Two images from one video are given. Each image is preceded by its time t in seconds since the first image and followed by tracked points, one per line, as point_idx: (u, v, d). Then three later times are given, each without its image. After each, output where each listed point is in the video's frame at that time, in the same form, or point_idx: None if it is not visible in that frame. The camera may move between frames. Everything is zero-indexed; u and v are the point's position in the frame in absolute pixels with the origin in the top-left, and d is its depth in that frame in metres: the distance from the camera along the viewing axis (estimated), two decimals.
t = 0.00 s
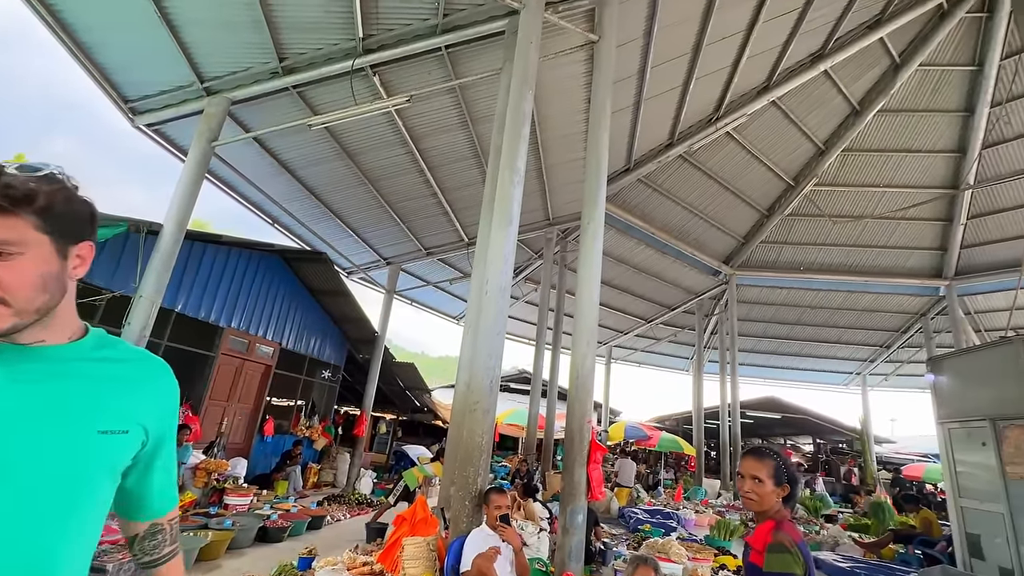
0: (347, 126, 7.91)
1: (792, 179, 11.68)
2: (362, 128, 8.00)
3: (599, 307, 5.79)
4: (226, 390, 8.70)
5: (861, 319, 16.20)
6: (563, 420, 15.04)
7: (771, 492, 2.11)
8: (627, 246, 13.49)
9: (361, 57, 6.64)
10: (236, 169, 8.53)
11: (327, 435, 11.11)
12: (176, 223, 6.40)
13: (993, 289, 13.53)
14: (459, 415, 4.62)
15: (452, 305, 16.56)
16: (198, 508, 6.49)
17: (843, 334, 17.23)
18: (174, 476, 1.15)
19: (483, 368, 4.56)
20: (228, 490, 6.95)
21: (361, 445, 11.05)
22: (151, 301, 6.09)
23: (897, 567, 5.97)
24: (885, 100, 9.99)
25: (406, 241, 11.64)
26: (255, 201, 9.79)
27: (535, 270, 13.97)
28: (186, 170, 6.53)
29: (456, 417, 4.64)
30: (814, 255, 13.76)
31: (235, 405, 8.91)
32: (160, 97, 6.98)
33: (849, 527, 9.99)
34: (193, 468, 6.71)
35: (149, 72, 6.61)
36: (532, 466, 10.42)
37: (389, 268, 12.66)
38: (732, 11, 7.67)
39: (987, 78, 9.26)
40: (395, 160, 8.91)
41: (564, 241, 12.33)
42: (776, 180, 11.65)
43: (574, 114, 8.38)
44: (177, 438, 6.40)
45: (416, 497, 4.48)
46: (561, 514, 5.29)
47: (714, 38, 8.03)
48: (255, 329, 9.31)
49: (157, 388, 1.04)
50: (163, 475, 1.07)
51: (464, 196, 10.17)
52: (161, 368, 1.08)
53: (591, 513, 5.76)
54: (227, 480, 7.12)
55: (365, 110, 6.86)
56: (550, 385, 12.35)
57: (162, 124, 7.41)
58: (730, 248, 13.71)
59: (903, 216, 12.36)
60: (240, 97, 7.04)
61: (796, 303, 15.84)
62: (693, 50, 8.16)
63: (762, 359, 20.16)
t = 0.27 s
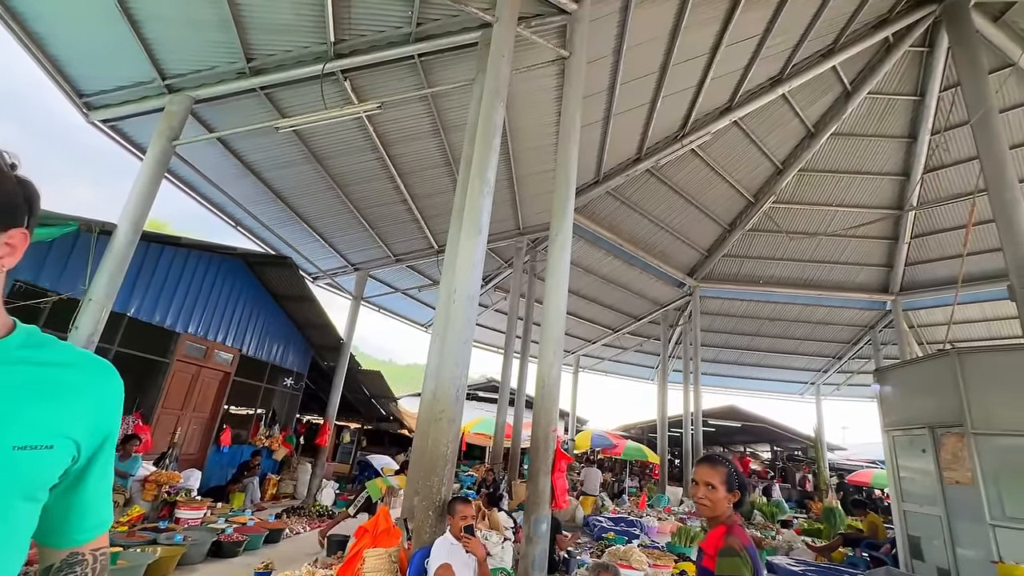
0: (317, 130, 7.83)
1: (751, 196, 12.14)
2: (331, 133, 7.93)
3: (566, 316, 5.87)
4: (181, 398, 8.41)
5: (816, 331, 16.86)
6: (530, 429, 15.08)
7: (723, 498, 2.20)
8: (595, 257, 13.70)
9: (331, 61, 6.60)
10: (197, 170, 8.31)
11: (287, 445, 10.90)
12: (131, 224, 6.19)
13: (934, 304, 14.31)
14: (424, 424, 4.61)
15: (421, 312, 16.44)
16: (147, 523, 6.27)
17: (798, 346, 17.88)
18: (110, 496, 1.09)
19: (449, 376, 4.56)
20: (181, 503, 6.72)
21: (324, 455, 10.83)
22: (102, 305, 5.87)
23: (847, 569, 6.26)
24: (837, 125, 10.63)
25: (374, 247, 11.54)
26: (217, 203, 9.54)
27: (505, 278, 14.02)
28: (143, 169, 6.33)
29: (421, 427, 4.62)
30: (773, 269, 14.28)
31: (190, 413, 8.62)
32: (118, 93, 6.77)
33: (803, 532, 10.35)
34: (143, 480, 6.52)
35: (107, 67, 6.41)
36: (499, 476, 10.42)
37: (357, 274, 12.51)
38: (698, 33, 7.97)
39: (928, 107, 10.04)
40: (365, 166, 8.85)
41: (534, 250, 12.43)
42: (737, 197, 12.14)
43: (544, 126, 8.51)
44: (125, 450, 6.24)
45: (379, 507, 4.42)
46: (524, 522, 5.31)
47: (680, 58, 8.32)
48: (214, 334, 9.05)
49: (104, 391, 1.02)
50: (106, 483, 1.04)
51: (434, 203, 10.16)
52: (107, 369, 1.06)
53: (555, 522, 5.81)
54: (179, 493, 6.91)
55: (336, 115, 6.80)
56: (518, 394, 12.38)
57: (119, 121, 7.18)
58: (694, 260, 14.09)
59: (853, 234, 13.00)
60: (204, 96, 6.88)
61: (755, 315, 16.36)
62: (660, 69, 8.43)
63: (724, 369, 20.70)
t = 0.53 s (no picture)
0: (282, 127, 7.68)
1: (712, 207, 12.54)
2: (296, 131, 7.79)
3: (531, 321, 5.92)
4: (128, 401, 8.07)
5: (770, 338, 17.52)
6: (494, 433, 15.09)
7: (673, 498, 2.28)
8: (562, 263, 13.84)
9: (297, 58, 6.49)
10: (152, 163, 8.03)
11: (242, 451, 10.65)
12: (77, 218, 5.93)
13: (878, 314, 15.07)
14: (385, 429, 4.57)
15: (386, 315, 16.24)
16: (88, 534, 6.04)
17: (754, 352, 18.51)
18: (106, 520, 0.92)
19: (412, 381, 4.54)
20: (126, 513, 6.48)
21: (281, 461, 10.57)
22: (42, 303, 5.60)
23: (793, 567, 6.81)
24: (791, 141, 11.15)
25: (339, 248, 11.36)
26: (172, 198, 9.22)
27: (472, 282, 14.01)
28: (92, 160, 6.08)
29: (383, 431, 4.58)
30: (731, 278, 14.77)
31: (138, 418, 8.28)
32: (66, 79, 6.49)
33: (756, 531, 10.72)
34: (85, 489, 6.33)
35: (55, 52, 6.15)
36: (461, 480, 10.39)
37: (320, 275, 12.28)
38: (663, 48, 8.22)
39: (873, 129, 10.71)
40: (331, 165, 8.73)
41: (502, 255, 12.47)
42: (698, 207, 12.51)
43: (513, 132, 8.59)
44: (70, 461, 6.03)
45: (337, 513, 4.36)
46: (485, 527, 5.33)
47: (646, 71, 8.55)
48: (165, 335, 8.74)
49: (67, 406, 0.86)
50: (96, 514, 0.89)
51: (402, 205, 10.09)
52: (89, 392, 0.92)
53: (516, 526, 5.84)
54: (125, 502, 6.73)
55: (301, 113, 6.69)
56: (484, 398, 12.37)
57: (67, 109, 6.87)
58: (656, 268, 14.43)
59: (805, 246, 13.60)
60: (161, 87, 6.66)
61: (714, 322, 16.85)
62: (626, 81, 8.64)
63: (685, 374, 21.23)
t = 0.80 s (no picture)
0: (241, 117, 7.45)
1: (673, 213, 12.87)
2: (255, 121, 7.57)
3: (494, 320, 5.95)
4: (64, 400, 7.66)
5: (724, 341, 18.12)
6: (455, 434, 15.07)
7: (622, 495, 2.35)
8: (526, 263, 13.91)
9: (258, 46, 6.32)
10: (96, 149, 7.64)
11: (191, 454, 10.33)
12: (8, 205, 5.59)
13: (823, 319, 15.81)
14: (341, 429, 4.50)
15: (346, 313, 15.96)
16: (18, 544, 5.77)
17: (710, 354, 19.10)
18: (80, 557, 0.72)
19: (371, 379, 4.49)
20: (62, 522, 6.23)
21: (233, 463, 10.25)
22: None
23: (738, 561, 7.79)
24: (747, 153, 11.65)
25: (298, 244, 11.10)
26: (119, 186, 8.80)
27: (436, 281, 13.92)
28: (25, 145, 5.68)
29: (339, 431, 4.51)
30: (690, 282, 15.19)
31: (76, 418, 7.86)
32: (4, 55, 6.12)
33: (708, 527, 11.09)
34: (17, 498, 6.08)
35: None
36: (421, 481, 10.34)
37: (278, 271, 11.96)
38: (629, 56, 8.41)
39: (821, 142, 11.36)
40: (292, 158, 8.52)
41: (467, 254, 12.44)
42: (659, 213, 12.83)
43: (480, 132, 8.60)
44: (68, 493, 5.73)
45: (292, 516, 4.30)
46: (443, 527, 5.33)
47: (612, 78, 8.72)
48: (108, 331, 8.35)
49: None
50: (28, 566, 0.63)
51: (365, 202, 9.94)
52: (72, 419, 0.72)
53: (476, 526, 5.87)
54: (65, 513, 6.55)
55: (260, 104, 6.50)
56: (446, 397, 12.30)
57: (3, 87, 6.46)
58: (619, 270, 14.70)
59: (758, 252, 14.16)
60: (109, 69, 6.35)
61: (672, 324, 17.30)
62: (593, 87, 8.78)
63: (645, 375, 21.71)
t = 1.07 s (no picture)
0: (192, 99, 7.13)
1: (633, 213, 13.13)
2: (208, 105, 7.28)
3: (454, 316, 5.93)
4: None
5: (681, 338, 18.63)
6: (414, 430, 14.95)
7: (569, 485, 2.41)
8: (489, 260, 13.91)
9: (210, 26, 6.06)
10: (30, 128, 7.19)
11: (132, 452, 9.91)
12: None
13: (771, 319, 16.49)
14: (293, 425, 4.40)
15: (303, 306, 15.57)
16: None
17: (666, 351, 19.63)
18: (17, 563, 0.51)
19: (325, 375, 4.41)
20: None
21: (179, 461, 9.87)
22: None
23: (683, 548, 8.43)
24: (704, 158, 12.03)
25: (253, 234, 10.75)
26: (55, 168, 8.29)
27: (397, 276, 13.75)
28: None
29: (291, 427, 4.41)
30: (649, 281, 15.53)
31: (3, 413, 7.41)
32: None
33: (660, 518, 11.42)
34: None
35: None
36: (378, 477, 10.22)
37: (230, 262, 11.55)
38: (594, 57, 8.51)
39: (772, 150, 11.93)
40: (247, 145, 8.24)
41: (429, 249, 12.32)
42: (621, 212, 13.07)
43: (444, 126, 8.53)
44: None
45: (240, 513, 3.97)
46: (399, 523, 5.29)
47: (577, 79, 8.81)
48: (40, 323, 7.89)
49: None
50: None
51: (323, 192, 9.71)
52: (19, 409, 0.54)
53: (433, 522, 5.87)
54: None
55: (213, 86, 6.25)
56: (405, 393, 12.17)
57: None
58: (580, 268, 14.90)
59: (714, 254, 14.62)
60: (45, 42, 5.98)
61: (630, 322, 17.67)
62: (558, 87, 8.84)
63: (604, 372, 22.09)
